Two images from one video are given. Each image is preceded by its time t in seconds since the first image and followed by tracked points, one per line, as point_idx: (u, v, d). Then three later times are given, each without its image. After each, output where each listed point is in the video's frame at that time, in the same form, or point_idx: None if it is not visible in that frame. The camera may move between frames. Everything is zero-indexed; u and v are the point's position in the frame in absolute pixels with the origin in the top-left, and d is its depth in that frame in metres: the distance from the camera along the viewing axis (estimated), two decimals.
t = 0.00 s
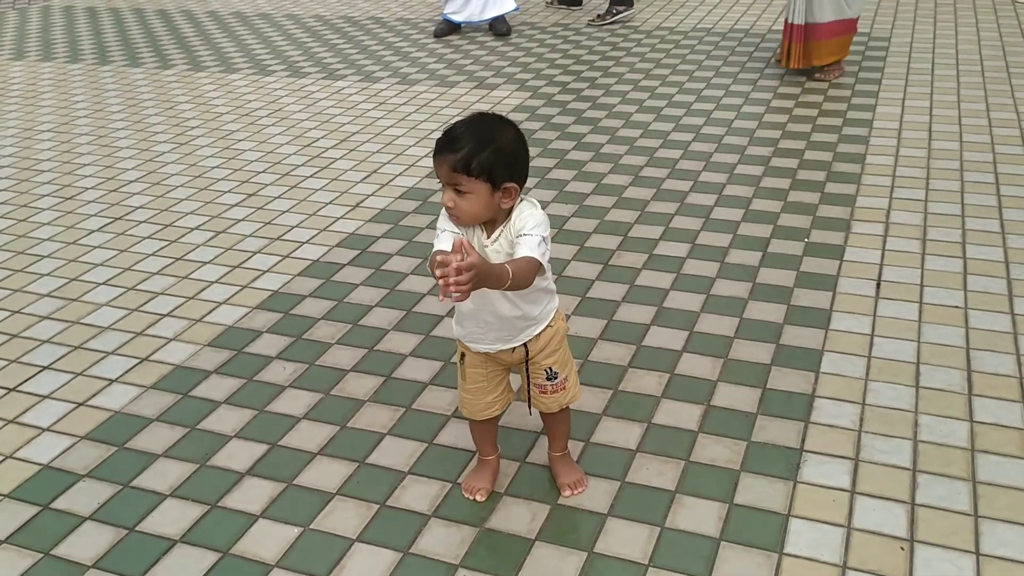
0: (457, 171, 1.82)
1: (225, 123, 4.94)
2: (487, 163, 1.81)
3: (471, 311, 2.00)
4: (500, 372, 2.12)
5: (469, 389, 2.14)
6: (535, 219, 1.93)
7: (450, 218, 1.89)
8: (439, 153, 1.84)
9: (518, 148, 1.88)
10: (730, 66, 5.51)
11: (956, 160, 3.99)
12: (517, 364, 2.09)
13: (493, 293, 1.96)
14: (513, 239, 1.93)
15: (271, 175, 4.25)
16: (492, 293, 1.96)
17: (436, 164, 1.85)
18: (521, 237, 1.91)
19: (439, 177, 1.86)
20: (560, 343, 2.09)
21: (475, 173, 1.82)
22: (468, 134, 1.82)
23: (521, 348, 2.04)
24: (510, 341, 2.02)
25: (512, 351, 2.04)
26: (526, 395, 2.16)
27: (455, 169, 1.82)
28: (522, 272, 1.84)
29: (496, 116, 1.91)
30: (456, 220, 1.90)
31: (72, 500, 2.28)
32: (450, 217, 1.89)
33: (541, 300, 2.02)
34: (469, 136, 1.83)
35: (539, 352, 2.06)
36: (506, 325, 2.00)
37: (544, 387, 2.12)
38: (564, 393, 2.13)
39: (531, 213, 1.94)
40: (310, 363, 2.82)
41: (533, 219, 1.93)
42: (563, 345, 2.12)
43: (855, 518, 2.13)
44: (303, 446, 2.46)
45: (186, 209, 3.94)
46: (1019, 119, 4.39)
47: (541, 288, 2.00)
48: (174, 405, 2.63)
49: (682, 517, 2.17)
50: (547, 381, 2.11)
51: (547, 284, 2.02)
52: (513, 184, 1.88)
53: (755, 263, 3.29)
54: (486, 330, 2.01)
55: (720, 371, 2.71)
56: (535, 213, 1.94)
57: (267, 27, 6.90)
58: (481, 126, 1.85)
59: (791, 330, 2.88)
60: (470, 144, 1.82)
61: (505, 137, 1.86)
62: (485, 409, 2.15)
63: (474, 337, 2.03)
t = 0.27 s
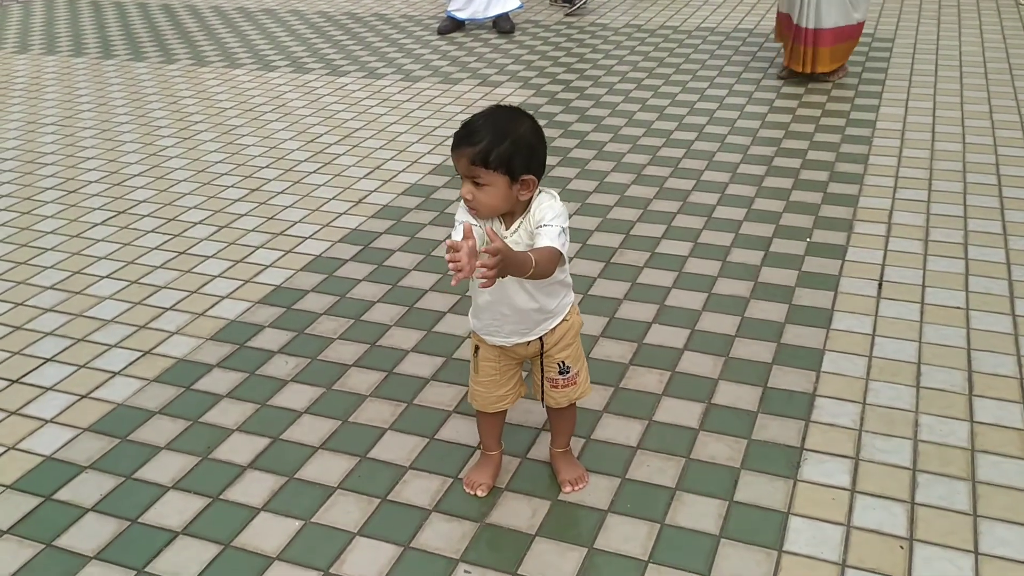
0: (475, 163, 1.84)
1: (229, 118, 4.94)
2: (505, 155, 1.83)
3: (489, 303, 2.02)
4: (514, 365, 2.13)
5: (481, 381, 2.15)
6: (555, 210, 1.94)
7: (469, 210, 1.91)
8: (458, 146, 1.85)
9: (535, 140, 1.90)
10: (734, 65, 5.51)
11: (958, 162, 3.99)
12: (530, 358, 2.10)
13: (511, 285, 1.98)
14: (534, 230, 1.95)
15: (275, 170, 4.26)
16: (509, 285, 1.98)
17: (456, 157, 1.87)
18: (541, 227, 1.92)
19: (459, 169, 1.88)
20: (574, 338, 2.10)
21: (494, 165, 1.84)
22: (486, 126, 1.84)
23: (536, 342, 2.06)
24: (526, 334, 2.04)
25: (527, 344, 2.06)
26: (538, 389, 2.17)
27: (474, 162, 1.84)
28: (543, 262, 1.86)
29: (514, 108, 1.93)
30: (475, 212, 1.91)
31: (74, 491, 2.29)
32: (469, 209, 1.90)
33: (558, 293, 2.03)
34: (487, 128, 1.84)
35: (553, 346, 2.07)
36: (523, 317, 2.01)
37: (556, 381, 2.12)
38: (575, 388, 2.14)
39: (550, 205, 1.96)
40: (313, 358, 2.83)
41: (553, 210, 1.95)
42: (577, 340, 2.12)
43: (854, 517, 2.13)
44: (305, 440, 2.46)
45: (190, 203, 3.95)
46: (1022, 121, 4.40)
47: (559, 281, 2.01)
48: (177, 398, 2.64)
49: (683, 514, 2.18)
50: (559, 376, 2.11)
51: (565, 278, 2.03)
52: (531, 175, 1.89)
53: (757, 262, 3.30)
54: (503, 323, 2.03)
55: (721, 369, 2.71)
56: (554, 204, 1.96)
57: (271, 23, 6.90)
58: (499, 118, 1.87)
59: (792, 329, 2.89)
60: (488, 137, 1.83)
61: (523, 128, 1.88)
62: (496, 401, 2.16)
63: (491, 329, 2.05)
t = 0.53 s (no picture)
0: (484, 156, 1.86)
1: (234, 114, 4.97)
2: (514, 148, 1.85)
3: (490, 299, 2.04)
4: (511, 363, 2.15)
5: (479, 379, 2.17)
6: (558, 204, 1.97)
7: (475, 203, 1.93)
8: (467, 138, 1.87)
9: (542, 135, 1.93)
10: (737, 66, 5.53)
11: (960, 165, 4.01)
12: (528, 355, 2.12)
13: (511, 281, 2.01)
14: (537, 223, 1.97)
15: (279, 166, 4.28)
16: (512, 280, 2.00)
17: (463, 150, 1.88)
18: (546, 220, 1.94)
19: (466, 162, 1.90)
20: (570, 335, 2.12)
21: (502, 158, 1.86)
22: (494, 120, 1.86)
23: (534, 338, 2.08)
24: (526, 331, 2.06)
25: (526, 342, 2.08)
26: (534, 386, 2.19)
27: (482, 154, 1.86)
28: (550, 253, 1.88)
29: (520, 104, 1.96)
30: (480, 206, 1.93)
31: (78, 483, 2.32)
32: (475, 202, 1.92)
33: (557, 289, 2.06)
34: (496, 122, 1.87)
35: (551, 343, 2.10)
36: (523, 313, 2.04)
37: (554, 377, 2.14)
38: (571, 385, 2.16)
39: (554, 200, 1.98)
40: (315, 353, 2.85)
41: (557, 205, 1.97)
42: (574, 337, 2.15)
43: (849, 517, 2.15)
44: (306, 434, 2.49)
45: (195, 198, 3.98)
46: None
47: (558, 276, 2.04)
48: (180, 392, 2.67)
49: (679, 512, 2.20)
50: (556, 372, 2.14)
51: (564, 274, 2.07)
52: (538, 169, 1.92)
53: (758, 263, 3.32)
54: (504, 318, 2.05)
55: (720, 369, 2.73)
56: (558, 199, 1.99)
57: (277, 19, 6.93)
58: (507, 113, 1.89)
59: (791, 330, 2.91)
60: (496, 130, 1.86)
61: (531, 123, 1.91)
62: (496, 398, 2.18)
63: (492, 325, 2.07)
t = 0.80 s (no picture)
0: (481, 150, 1.87)
1: (235, 113, 4.98)
2: (511, 143, 1.87)
3: (482, 297, 2.06)
4: (507, 363, 2.16)
5: (474, 379, 2.18)
6: (551, 201, 1.98)
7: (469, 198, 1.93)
8: (464, 132, 1.88)
9: (538, 132, 1.94)
10: (738, 67, 5.54)
11: (959, 167, 4.01)
12: (523, 356, 2.13)
13: (505, 279, 2.02)
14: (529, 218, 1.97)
15: (279, 165, 4.29)
16: (503, 278, 2.02)
17: (460, 143, 1.89)
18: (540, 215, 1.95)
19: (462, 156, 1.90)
20: (565, 335, 2.13)
21: (498, 152, 1.88)
22: (492, 115, 1.88)
23: (528, 339, 2.09)
24: (519, 330, 2.07)
25: (520, 342, 2.09)
26: (530, 387, 2.20)
27: (479, 148, 1.87)
28: (543, 244, 1.89)
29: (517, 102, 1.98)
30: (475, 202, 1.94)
31: (76, 479, 2.33)
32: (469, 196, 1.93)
33: (550, 288, 2.08)
34: (494, 116, 1.88)
35: (545, 344, 2.10)
36: (516, 311, 2.05)
37: (549, 378, 2.15)
38: (567, 386, 2.17)
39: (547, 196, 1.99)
40: (313, 351, 2.86)
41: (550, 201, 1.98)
42: (569, 338, 2.16)
43: (843, 516, 2.16)
44: (304, 432, 2.50)
45: (195, 196, 3.99)
46: None
47: (550, 276, 2.06)
48: (179, 389, 2.68)
49: (675, 511, 2.20)
50: (551, 372, 2.14)
51: (556, 274, 2.08)
52: (533, 166, 1.94)
53: (756, 264, 3.32)
54: (495, 317, 2.06)
55: (716, 369, 2.74)
56: (551, 195, 2.00)
57: (279, 19, 6.94)
58: (505, 109, 1.91)
59: (789, 330, 2.91)
60: (494, 125, 1.87)
61: (528, 119, 1.92)
62: (492, 398, 2.19)
63: (483, 324, 2.08)
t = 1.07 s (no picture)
0: (481, 151, 1.88)
1: (234, 115, 4.99)
2: (512, 146, 1.88)
3: (480, 298, 2.07)
4: (505, 365, 2.17)
5: (473, 380, 2.19)
6: (549, 201, 1.99)
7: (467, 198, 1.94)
8: (465, 133, 1.89)
9: (539, 136, 1.95)
10: (736, 69, 5.55)
11: (955, 168, 4.02)
12: (522, 358, 2.14)
13: (502, 280, 2.03)
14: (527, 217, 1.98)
15: (278, 167, 4.30)
16: (501, 279, 2.03)
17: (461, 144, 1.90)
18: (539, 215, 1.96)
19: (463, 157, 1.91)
20: (564, 338, 2.15)
21: (499, 154, 1.88)
22: (494, 117, 1.89)
23: (527, 340, 2.10)
24: (515, 331, 2.08)
25: (518, 344, 2.10)
26: (528, 389, 2.21)
27: (480, 149, 1.88)
28: (537, 238, 1.89)
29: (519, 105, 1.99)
30: (474, 202, 1.95)
31: (73, 480, 2.34)
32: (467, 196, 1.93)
33: (548, 291, 2.09)
34: (495, 118, 1.89)
35: (544, 346, 2.12)
36: (513, 312, 2.06)
37: (546, 381, 2.16)
38: (564, 388, 2.18)
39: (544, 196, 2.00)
40: (310, 353, 2.87)
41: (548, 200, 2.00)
42: (568, 341, 2.17)
43: (837, 517, 2.17)
44: (300, 433, 2.51)
45: (194, 198, 3.99)
46: (1020, 129, 4.42)
47: (548, 278, 2.07)
48: (176, 390, 2.69)
49: (670, 511, 2.21)
50: (549, 375, 2.16)
51: (555, 276, 2.09)
52: (533, 168, 1.95)
53: (752, 265, 3.33)
54: (492, 318, 2.07)
55: (712, 370, 2.75)
56: (549, 195, 2.01)
57: (278, 20, 6.95)
58: (507, 111, 1.92)
59: (784, 332, 2.92)
60: (495, 127, 1.88)
61: (529, 122, 1.93)
62: (490, 399, 2.20)
63: (480, 325, 2.09)
